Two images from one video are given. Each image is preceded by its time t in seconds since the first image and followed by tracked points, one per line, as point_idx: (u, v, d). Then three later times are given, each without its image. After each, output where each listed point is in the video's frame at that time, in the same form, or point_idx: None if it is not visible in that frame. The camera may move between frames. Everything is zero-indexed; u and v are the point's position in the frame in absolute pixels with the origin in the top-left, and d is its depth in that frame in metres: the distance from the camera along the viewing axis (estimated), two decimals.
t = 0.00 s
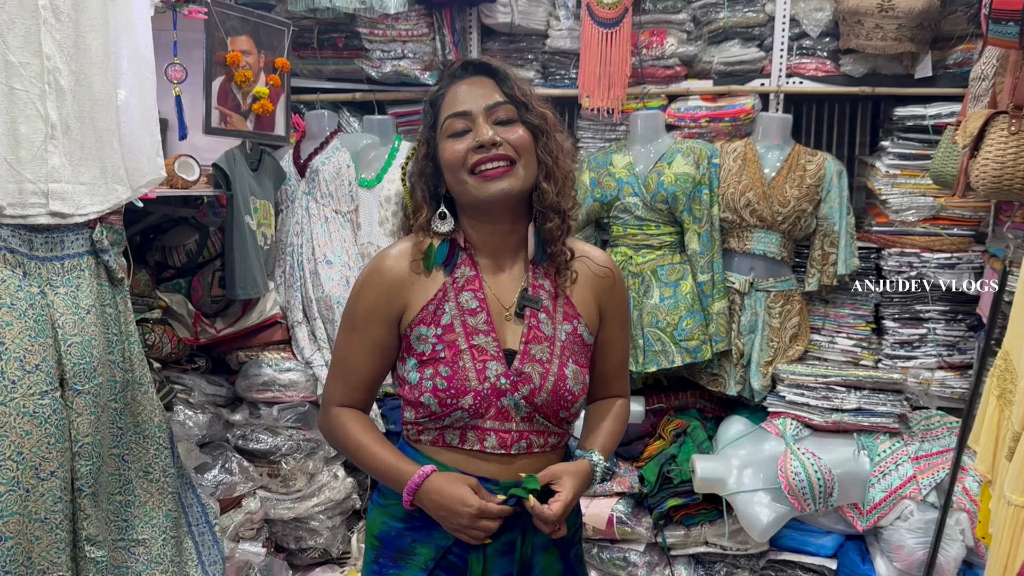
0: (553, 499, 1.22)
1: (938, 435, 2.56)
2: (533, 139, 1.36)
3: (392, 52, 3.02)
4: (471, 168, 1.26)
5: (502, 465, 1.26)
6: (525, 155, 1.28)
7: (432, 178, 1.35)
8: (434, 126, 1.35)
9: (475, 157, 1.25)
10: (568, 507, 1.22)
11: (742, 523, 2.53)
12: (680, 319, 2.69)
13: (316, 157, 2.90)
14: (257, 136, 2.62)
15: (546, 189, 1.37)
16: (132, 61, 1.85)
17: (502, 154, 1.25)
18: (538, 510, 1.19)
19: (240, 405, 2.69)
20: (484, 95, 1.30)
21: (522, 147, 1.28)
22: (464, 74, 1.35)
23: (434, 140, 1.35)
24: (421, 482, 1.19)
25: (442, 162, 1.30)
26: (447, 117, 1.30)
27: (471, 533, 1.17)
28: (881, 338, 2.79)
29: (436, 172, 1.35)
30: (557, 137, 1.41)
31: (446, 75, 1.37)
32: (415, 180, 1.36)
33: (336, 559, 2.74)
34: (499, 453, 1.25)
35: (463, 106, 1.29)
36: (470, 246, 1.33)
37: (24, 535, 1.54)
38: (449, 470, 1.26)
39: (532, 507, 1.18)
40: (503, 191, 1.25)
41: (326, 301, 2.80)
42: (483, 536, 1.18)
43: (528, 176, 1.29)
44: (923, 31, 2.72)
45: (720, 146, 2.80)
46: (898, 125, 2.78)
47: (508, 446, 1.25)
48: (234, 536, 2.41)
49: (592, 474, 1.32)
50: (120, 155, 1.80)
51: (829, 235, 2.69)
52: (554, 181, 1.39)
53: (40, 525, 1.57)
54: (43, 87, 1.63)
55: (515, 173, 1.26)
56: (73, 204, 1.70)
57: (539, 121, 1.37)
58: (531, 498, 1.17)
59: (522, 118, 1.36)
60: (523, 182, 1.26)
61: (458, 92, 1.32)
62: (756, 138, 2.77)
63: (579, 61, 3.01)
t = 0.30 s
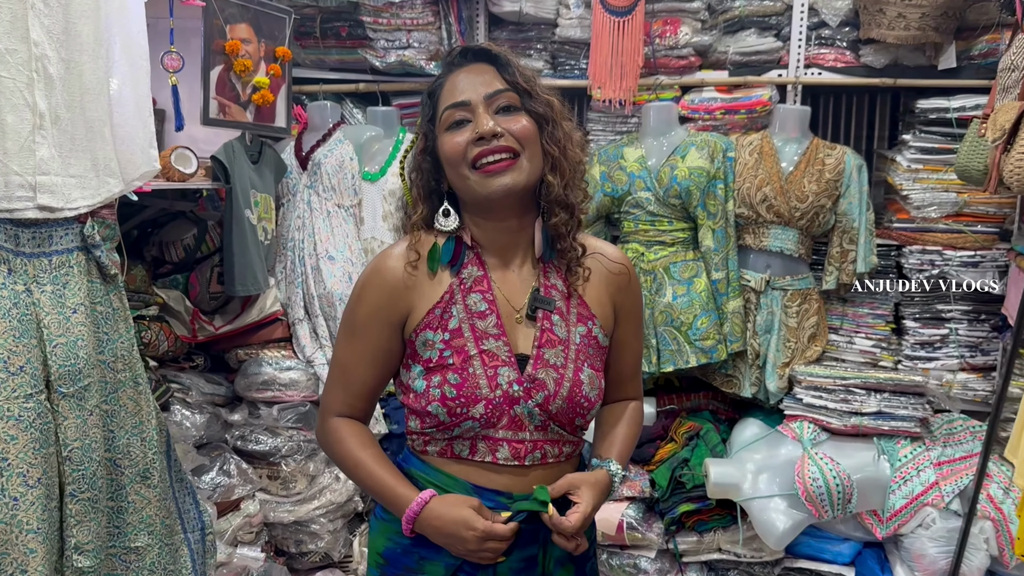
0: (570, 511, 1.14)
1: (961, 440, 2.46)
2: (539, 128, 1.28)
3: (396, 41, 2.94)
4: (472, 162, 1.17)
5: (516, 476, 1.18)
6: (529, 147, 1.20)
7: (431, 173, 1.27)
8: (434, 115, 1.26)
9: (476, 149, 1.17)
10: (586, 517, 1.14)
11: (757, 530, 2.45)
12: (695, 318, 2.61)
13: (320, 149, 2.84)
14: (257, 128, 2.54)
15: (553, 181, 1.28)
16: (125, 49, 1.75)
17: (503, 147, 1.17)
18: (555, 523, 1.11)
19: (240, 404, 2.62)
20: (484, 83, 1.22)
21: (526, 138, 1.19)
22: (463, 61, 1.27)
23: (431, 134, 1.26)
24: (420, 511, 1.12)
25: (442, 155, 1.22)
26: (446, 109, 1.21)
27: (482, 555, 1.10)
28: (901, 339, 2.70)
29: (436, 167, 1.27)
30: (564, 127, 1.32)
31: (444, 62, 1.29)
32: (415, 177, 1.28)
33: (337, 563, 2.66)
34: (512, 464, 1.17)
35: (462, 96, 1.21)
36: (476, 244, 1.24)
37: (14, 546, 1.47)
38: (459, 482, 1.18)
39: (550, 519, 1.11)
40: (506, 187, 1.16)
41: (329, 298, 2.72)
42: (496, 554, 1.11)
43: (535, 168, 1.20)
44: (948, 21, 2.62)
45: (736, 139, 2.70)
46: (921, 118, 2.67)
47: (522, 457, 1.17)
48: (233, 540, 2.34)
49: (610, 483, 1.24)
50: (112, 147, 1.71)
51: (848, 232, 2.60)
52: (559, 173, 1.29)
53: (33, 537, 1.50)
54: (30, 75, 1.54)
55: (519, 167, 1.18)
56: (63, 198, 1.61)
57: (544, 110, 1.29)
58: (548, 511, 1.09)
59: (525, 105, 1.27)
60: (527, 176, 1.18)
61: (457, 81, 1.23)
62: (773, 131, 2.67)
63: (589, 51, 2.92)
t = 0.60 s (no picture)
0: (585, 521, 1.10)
1: (974, 442, 2.41)
2: (543, 119, 1.23)
3: (398, 32, 2.89)
4: (475, 154, 1.12)
5: (519, 482, 1.13)
6: (534, 137, 1.15)
7: (429, 166, 1.21)
8: (430, 108, 1.20)
9: (478, 141, 1.12)
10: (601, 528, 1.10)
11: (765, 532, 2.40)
12: (701, 316, 2.56)
13: (320, 142, 2.76)
14: (256, 120, 2.49)
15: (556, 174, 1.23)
16: (118, 37, 1.69)
17: (507, 137, 1.12)
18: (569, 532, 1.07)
19: (238, 402, 2.59)
20: (485, 72, 1.17)
21: (530, 129, 1.15)
22: (463, 49, 1.21)
23: (429, 125, 1.20)
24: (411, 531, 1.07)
25: (440, 148, 1.17)
26: (446, 97, 1.16)
27: (482, 566, 1.05)
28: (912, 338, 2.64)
29: (433, 160, 1.21)
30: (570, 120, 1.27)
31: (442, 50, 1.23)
32: (411, 170, 1.22)
33: (337, 563, 2.61)
34: (515, 470, 1.12)
35: (463, 85, 1.16)
36: (474, 241, 1.19)
37: None
38: (460, 489, 1.13)
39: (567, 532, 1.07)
40: (510, 178, 1.11)
41: (329, 295, 2.68)
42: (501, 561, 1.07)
43: (538, 161, 1.15)
44: (963, 12, 2.55)
45: (744, 133, 2.64)
46: (934, 113, 2.61)
47: (526, 463, 1.12)
48: (229, 541, 2.30)
49: (619, 486, 1.20)
50: (106, 140, 1.65)
51: (859, 229, 2.54)
52: (564, 167, 1.24)
53: (5, 543, 1.45)
54: (19, 64, 1.49)
55: (523, 158, 1.13)
56: (54, 191, 1.56)
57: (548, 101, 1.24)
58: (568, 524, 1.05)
59: (528, 96, 1.22)
60: (531, 168, 1.13)
61: (457, 70, 1.18)
62: (783, 125, 2.61)
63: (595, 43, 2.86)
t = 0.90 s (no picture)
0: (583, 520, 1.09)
1: (978, 443, 2.38)
2: (541, 118, 1.21)
3: (399, 27, 2.88)
4: (473, 156, 1.10)
5: (520, 484, 1.12)
6: (533, 138, 1.13)
7: (425, 166, 1.18)
8: (427, 106, 1.18)
9: (476, 141, 1.09)
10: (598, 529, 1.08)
11: (767, 533, 2.38)
12: (702, 315, 2.54)
13: (320, 138, 2.76)
14: (255, 116, 2.47)
15: (554, 174, 1.20)
16: (114, 32, 1.67)
17: (507, 138, 1.10)
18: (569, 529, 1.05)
19: (237, 400, 2.57)
20: (483, 70, 1.15)
21: (529, 130, 1.13)
22: (459, 45, 1.18)
23: (425, 123, 1.18)
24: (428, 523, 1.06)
25: (436, 147, 1.14)
26: (442, 97, 1.14)
27: (498, 556, 1.05)
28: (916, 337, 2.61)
29: (429, 159, 1.18)
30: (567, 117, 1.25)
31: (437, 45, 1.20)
32: (405, 168, 1.19)
33: (337, 562, 2.58)
34: (516, 472, 1.11)
35: (460, 83, 1.13)
36: (471, 240, 1.17)
37: None
38: (459, 492, 1.11)
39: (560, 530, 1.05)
40: (509, 180, 1.09)
41: (328, 292, 2.65)
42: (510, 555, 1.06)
43: (537, 161, 1.13)
44: (969, 7, 2.52)
45: (748, 130, 2.61)
46: (939, 110, 2.57)
47: (526, 465, 1.11)
48: (227, 539, 2.28)
49: (614, 487, 1.18)
50: (101, 136, 1.63)
51: (863, 227, 2.51)
52: (563, 167, 1.21)
53: None
54: (13, 58, 1.47)
55: (522, 159, 1.11)
56: (48, 187, 1.53)
57: (547, 98, 1.22)
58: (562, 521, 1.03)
59: (527, 94, 1.20)
60: (530, 169, 1.11)
61: (454, 67, 1.15)
62: (786, 122, 2.58)
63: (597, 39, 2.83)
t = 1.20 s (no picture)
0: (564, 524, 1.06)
1: (980, 442, 2.36)
2: (533, 111, 1.18)
3: (395, 21, 2.83)
4: (463, 146, 1.07)
5: (514, 486, 1.09)
6: (524, 129, 1.10)
7: (413, 158, 1.15)
8: (416, 96, 1.15)
9: (467, 133, 1.06)
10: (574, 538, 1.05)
11: (766, 533, 2.36)
12: (701, 312, 2.51)
13: (315, 133, 2.70)
14: (247, 110, 2.44)
15: (547, 169, 1.18)
16: (102, 24, 1.63)
17: (497, 129, 1.07)
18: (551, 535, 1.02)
19: (230, 397, 2.54)
20: (473, 60, 1.12)
21: (520, 121, 1.10)
22: (450, 34, 1.15)
23: (413, 114, 1.15)
24: (436, 508, 1.03)
25: (425, 140, 1.11)
26: (431, 86, 1.11)
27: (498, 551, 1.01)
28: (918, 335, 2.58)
29: (418, 152, 1.16)
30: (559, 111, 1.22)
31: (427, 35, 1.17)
32: (393, 162, 1.16)
33: (331, 561, 2.58)
34: (510, 475, 1.08)
35: (449, 73, 1.10)
36: (461, 237, 1.14)
37: None
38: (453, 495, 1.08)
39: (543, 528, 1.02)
40: (499, 172, 1.06)
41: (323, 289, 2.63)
42: (509, 554, 1.02)
43: (529, 153, 1.10)
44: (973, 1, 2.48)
45: (748, 125, 2.58)
46: (941, 105, 2.53)
47: (521, 467, 1.08)
48: (220, 539, 2.26)
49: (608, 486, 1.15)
50: (89, 130, 1.60)
51: (864, 224, 2.48)
52: (555, 160, 1.19)
53: None
54: None
55: (514, 150, 1.08)
56: (34, 182, 1.50)
57: (539, 92, 1.19)
58: (549, 519, 1.00)
59: (518, 86, 1.17)
60: (523, 161, 1.08)
61: (444, 56, 1.12)
62: (787, 117, 2.55)
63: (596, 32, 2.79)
